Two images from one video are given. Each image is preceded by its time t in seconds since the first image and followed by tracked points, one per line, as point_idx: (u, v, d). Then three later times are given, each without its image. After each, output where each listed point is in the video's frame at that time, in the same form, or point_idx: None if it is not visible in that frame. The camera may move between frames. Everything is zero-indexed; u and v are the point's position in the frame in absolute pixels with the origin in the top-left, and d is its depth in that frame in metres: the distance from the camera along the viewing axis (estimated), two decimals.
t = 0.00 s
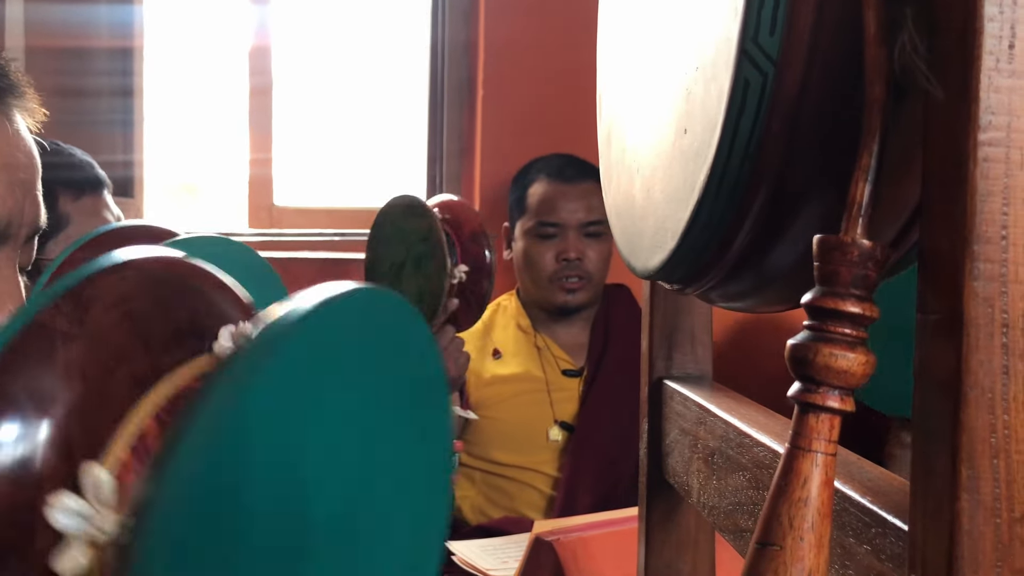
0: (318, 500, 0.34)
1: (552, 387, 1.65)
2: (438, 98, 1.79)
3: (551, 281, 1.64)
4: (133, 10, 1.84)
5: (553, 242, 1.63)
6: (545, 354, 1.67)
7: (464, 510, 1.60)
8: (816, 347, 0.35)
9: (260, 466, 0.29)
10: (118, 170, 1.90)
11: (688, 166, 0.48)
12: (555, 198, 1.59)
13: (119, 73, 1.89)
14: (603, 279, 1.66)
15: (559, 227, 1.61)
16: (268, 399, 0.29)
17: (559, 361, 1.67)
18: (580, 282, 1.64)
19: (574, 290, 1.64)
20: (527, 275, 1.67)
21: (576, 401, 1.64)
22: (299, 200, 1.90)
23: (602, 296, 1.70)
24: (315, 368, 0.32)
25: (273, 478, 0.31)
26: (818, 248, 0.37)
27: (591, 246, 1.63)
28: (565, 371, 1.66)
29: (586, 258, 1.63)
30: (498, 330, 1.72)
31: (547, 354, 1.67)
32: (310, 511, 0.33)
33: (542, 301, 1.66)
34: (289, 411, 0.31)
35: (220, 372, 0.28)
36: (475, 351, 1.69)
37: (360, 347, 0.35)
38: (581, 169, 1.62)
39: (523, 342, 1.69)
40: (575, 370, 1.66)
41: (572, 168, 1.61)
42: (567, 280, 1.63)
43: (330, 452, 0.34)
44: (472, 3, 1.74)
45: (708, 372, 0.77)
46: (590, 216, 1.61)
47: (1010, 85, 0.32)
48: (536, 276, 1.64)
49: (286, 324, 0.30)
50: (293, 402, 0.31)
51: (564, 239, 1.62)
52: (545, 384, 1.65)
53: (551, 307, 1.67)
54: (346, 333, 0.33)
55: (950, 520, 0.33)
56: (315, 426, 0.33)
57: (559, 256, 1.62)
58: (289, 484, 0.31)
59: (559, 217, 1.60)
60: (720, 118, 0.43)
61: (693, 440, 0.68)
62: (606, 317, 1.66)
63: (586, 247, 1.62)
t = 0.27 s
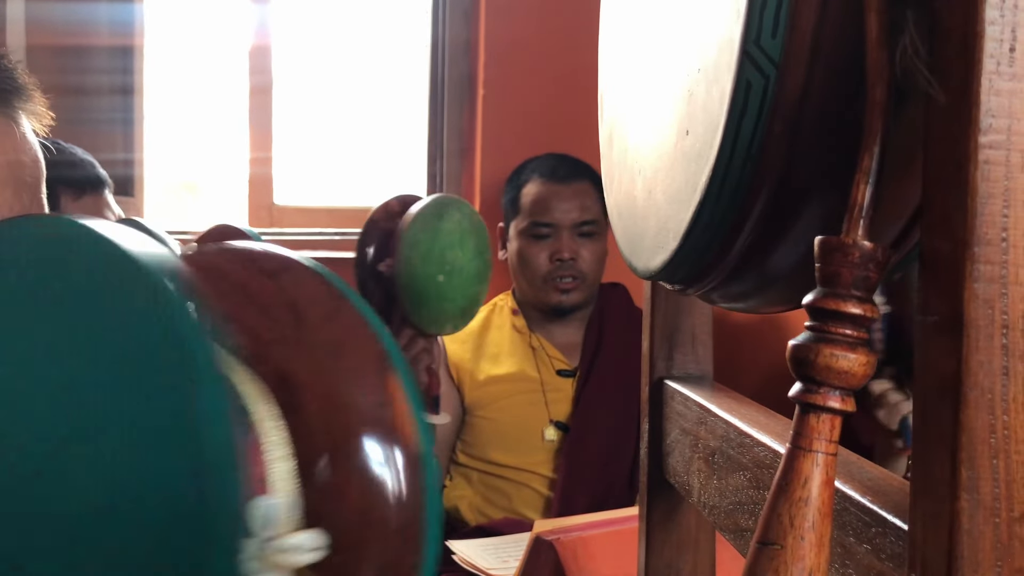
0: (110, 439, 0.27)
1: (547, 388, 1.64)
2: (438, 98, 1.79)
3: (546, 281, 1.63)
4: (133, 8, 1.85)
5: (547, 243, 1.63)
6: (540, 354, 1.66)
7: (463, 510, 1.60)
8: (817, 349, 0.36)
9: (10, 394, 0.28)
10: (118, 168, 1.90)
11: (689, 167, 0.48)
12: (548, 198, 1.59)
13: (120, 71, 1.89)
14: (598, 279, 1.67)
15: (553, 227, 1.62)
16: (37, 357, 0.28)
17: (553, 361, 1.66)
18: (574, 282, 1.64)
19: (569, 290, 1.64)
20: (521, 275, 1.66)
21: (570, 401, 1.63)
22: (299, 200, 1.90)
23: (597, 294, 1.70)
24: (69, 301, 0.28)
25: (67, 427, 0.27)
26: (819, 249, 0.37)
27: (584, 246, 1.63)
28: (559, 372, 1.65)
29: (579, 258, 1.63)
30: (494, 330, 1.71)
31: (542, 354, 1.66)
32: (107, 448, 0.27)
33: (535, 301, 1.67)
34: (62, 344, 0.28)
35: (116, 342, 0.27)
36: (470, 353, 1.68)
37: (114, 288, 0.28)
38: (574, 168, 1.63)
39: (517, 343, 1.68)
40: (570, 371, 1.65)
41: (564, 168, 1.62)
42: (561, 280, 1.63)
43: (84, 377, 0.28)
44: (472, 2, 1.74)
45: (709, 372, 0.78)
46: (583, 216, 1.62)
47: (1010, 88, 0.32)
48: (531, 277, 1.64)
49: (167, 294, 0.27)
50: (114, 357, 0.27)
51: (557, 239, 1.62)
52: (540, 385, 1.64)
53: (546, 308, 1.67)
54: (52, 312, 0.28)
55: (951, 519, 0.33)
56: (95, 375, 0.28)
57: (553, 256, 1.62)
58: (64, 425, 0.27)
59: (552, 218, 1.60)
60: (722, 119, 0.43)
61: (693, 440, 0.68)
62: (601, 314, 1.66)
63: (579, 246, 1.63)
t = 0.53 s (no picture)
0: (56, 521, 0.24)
1: (546, 387, 1.65)
2: (438, 96, 1.79)
3: (541, 281, 1.63)
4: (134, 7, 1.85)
5: (540, 244, 1.62)
6: (539, 354, 1.66)
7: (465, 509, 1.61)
8: (820, 349, 0.36)
9: None
10: (118, 167, 1.90)
11: (692, 167, 0.48)
12: (539, 198, 1.61)
13: (120, 70, 1.89)
14: (593, 277, 1.66)
15: (546, 227, 1.62)
16: None
17: (553, 361, 1.66)
18: (570, 281, 1.63)
19: (564, 289, 1.63)
20: (516, 275, 1.66)
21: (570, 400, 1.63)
22: (299, 199, 1.90)
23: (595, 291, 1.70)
24: None
25: None
26: (822, 250, 0.37)
27: (578, 245, 1.63)
28: (559, 371, 1.65)
29: (574, 258, 1.62)
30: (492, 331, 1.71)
31: (541, 353, 1.67)
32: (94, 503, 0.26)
33: (532, 301, 1.66)
34: None
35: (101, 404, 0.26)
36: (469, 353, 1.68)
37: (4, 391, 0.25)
38: (563, 167, 1.65)
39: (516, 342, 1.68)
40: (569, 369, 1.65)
41: (557, 167, 1.64)
42: (557, 280, 1.62)
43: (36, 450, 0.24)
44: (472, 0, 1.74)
45: (711, 371, 0.78)
46: (576, 214, 1.62)
47: (1014, 90, 0.32)
48: (525, 277, 1.64)
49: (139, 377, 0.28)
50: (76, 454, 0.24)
51: (550, 239, 1.62)
52: (540, 384, 1.65)
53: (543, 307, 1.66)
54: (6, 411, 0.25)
55: (954, 518, 0.33)
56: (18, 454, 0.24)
57: (548, 256, 1.61)
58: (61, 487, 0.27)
59: (544, 218, 1.61)
60: (725, 120, 0.44)
61: (695, 439, 0.68)
62: (600, 314, 1.66)
63: (573, 246, 1.62)
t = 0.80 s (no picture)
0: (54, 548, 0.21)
1: (549, 389, 1.65)
2: (441, 97, 1.79)
3: (547, 284, 1.63)
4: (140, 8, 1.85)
5: (547, 246, 1.63)
6: (542, 356, 1.67)
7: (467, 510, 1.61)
8: (826, 354, 0.36)
9: None
10: (122, 168, 1.90)
11: (698, 171, 0.49)
12: (544, 201, 1.61)
13: (124, 71, 1.89)
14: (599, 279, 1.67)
15: (553, 229, 1.62)
16: None
17: (555, 362, 1.67)
18: (576, 283, 1.64)
19: (571, 291, 1.64)
20: (521, 277, 1.66)
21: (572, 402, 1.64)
22: (302, 199, 1.90)
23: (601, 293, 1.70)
24: None
25: None
26: (829, 255, 0.37)
27: (585, 247, 1.63)
28: (561, 373, 1.65)
29: (581, 259, 1.63)
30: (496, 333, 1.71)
31: (544, 355, 1.67)
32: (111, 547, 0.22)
33: (537, 302, 1.67)
34: None
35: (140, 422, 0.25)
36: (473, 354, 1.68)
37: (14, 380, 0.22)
38: (569, 169, 1.64)
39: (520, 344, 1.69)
40: (572, 371, 1.66)
41: (562, 169, 1.64)
42: (563, 283, 1.63)
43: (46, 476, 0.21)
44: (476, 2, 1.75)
45: (715, 373, 0.78)
46: (583, 217, 1.62)
47: (1020, 96, 0.32)
48: (531, 279, 1.64)
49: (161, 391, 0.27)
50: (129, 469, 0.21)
51: (557, 241, 1.62)
52: (543, 386, 1.65)
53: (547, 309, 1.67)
54: None
55: (960, 522, 0.33)
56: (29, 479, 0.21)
57: (555, 258, 1.62)
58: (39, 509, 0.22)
59: (552, 220, 1.61)
60: (731, 125, 0.44)
61: (700, 442, 0.69)
62: (601, 315, 1.65)
63: (579, 248, 1.63)
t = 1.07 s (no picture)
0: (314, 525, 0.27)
1: (550, 395, 1.65)
2: (445, 102, 1.80)
3: (550, 288, 1.64)
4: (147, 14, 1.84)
5: (551, 250, 1.64)
6: (544, 360, 1.67)
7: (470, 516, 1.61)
8: (828, 357, 0.36)
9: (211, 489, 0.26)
10: (126, 173, 1.90)
11: (700, 175, 0.49)
12: (551, 205, 1.60)
13: (129, 76, 1.89)
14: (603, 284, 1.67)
15: (556, 235, 1.62)
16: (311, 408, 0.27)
17: (555, 367, 1.67)
18: (579, 288, 1.64)
19: (574, 296, 1.64)
20: (525, 283, 1.67)
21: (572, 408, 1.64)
22: (306, 204, 1.91)
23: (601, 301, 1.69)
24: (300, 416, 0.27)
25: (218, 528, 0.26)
26: (830, 258, 0.37)
27: (589, 253, 1.63)
28: (562, 378, 1.65)
29: (584, 265, 1.62)
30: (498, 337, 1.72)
31: (545, 360, 1.68)
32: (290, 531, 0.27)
33: (540, 308, 1.67)
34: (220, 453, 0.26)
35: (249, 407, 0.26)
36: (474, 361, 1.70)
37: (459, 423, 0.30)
38: (575, 174, 1.63)
39: (522, 349, 1.69)
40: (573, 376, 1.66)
41: (568, 174, 1.62)
42: (566, 288, 1.63)
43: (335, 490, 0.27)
44: (480, 7, 1.75)
45: (719, 378, 0.78)
46: (587, 222, 1.62)
47: (1020, 100, 0.33)
48: (535, 284, 1.65)
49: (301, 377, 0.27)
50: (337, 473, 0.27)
51: (561, 246, 1.63)
52: (543, 392, 1.65)
53: (550, 314, 1.68)
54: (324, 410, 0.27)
55: (961, 525, 0.33)
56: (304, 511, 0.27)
57: (559, 263, 1.62)
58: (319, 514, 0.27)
59: (556, 225, 1.61)
60: (733, 129, 0.44)
61: (703, 446, 0.69)
62: (601, 321, 1.65)
63: (583, 254, 1.63)
